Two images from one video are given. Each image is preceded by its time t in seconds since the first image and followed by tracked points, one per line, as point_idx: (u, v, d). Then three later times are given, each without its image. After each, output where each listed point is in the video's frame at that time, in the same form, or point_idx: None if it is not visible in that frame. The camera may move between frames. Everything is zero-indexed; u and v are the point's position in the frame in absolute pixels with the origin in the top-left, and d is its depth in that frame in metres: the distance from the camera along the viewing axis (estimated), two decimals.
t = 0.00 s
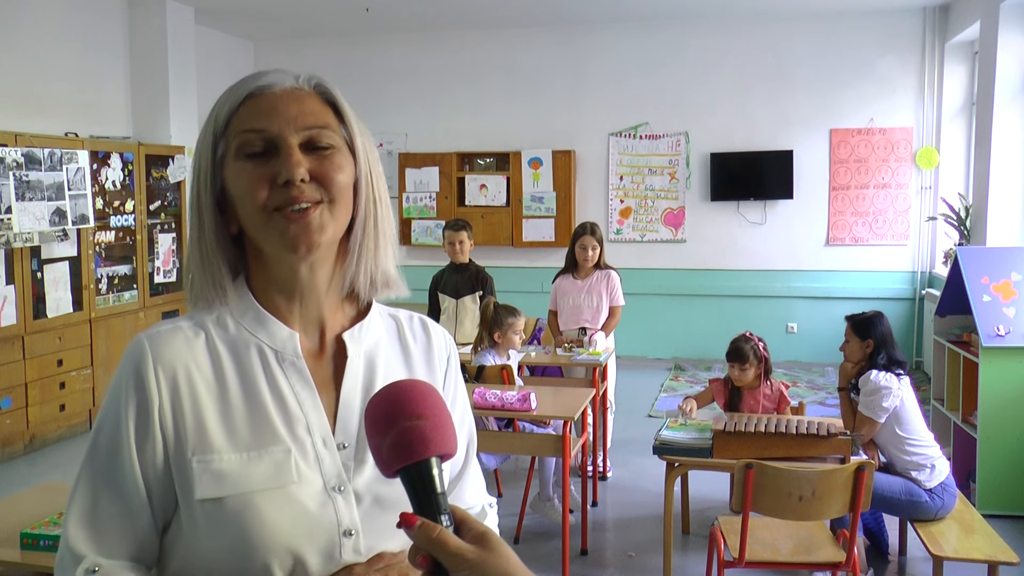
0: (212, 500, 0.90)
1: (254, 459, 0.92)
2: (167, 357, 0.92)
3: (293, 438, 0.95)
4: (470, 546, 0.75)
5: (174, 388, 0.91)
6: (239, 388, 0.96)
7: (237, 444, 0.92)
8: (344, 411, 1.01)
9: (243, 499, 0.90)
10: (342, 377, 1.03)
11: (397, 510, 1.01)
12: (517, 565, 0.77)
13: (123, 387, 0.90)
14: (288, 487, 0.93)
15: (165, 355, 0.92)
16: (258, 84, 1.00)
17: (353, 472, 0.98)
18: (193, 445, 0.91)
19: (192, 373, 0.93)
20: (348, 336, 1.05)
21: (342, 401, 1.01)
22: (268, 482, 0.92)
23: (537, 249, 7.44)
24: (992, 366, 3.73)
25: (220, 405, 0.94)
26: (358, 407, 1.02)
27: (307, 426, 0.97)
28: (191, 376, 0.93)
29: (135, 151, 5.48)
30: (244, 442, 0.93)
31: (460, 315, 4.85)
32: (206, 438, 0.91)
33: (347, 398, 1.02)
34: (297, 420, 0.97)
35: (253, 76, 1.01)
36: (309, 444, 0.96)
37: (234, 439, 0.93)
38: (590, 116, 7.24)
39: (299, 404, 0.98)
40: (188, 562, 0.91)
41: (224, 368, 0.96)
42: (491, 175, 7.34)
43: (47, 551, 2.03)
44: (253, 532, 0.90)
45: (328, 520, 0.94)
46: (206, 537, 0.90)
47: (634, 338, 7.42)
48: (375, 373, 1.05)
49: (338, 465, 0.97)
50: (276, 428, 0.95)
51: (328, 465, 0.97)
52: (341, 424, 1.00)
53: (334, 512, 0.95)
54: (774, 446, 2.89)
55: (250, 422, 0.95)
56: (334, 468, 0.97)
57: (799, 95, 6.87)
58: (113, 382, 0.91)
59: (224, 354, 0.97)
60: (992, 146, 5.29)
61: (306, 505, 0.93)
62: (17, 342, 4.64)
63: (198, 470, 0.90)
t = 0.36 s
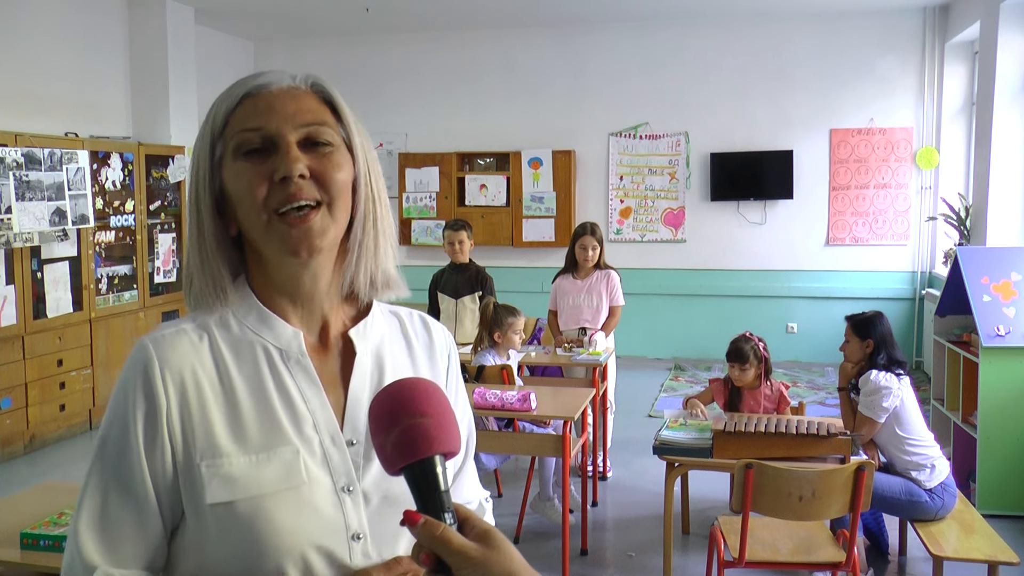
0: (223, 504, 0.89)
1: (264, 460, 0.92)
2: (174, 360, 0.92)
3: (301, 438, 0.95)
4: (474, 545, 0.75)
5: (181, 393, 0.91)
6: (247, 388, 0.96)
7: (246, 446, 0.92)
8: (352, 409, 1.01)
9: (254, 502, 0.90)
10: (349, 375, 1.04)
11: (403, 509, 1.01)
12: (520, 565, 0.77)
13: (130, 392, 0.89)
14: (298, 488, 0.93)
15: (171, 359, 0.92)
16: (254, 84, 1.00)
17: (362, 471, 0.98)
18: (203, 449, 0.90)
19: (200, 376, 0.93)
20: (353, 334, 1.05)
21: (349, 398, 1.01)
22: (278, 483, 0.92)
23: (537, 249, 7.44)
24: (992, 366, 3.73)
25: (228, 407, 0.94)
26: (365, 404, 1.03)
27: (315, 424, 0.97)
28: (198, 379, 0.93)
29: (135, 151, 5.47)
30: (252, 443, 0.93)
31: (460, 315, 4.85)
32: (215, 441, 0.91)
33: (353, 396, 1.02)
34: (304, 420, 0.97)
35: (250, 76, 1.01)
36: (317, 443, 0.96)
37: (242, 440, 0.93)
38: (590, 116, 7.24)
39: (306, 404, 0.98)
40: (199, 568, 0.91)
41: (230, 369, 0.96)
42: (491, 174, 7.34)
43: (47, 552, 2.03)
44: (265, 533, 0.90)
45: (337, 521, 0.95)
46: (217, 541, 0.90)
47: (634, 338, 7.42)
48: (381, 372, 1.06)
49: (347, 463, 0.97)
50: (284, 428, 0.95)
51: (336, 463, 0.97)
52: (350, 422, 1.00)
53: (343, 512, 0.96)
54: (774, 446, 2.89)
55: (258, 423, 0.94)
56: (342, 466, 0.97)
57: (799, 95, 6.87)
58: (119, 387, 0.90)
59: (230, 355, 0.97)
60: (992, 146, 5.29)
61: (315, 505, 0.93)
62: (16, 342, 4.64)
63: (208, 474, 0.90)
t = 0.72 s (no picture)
0: (222, 498, 0.89)
1: (264, 454, 0.92)
2: (172, 356, 0.92)
3: (301, 431, 0.95)
4: (476, 543, 0.75)
5: (180, 388, 0.91)
6: (246, 382, 0.96)
7: (245, 440, 0.92)
8: (353, 403, 1.01)
9: (253, 496, 0.90)
10: (349, 370, 1.04)
11: (404, 503, 1.01)
12: (522, 563, 0.76)
13: (127, 389, 0.89)
14: (298, 481, 0.92)
15: (169, 355, 0.91)
16: (246, 88, 1.00)
17: (362, 465, 0.98)
18: (201, 443, 0.90)
19: (198, 371, 0.93)
20: (354, 328, 1.06)
21: (350, 393, 1.01)
22: (277, 477, 0.91)
23: (537, 249, 7.44)
24: (993, 366, 3.73)
25: (227, 402, 0.94)
26: (367, 398, 1.02)
27: (315, 418, 0.97)
28: (197, 375, 0.93)
29: (135, 151, 5.47)
30: (251, 437, 0.93)
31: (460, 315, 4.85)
32: (214, 436, 0.91)
33: (354, 391, 1.02)
34: (305, 414, 0.97)
35: (242, 80, 1.01)
36: (318, 436, 0.96)
37: (242, 435, 0.93)
38: (590, 116, 7.24)
39: (306, 397, 0.98)
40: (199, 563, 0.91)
41: (229, 364, 0.96)
42: (491, 174, 7.34)
43: (47, 552, 2.03)
44: (265, 527, 0.90)
45: (336, 514, 0.95)
46: (217, 535, 0.90)
47: (634, 338, 7.42)
48: (382, 366, 1.06)
49: (348, 456, 0.97)
50: (284, 422, 0.95)
51: (337, 456, 0.97)
52: (350, 416, 1.00)
53: (343, 506, 0.95)
54: (774, 446, 2.89)
55: (257, 418, 0.94)
56: (343, 460, 0.97)
57: (799, 95, 6.87)
58: (117, 385, 0.90)
59: (229, 350, 0.97)
60: (992, 146, 5.29)
61: (315, 499, 0.93)
62: (16, 342, 4.64)
63: (207, 468, 0.89)
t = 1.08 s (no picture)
0: (220, 500, 0.89)
1: (264, 456, 0.92)
2: (172, 357, 0.92)
3: (302, 434, 0.95)
4: (479, 544, 0.75)
5: (179, 390, 0.91)
6: (248, 383, 0.96)
7: (245, 442, 0.92)
8: (356, 405, 1.01)
9: (251, 498, 0.90)
10: (352, 372, 1.04)
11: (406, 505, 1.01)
12: (525, 564, 0.76)
13: (126, 391, 0.89)
14: (298, 484, 0.92)
15: (170, 356, 0.92)
16: (250, 89, 1.00)
17: (364, 467, 0.98)
18: (201, 446, 0.90)
19: (198, 372, 0.93)
20: (357, 330, 1.05)
21: (354, 396, 1.01)
22: (277, 479, 0.92)
23: (537, 249, 7.44)
24: (993, 366, 3.73)
25: (227, 403, 0.94)
26: (370, 400, 1.02)
27: (316, 420, 0.97)
28: (197, 377, 0.93)
29: (135, 151, 5.47)
30: (251, 439, 0.93)
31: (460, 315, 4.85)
32: (214, 437, 0.91)
33: (357, 394, 1.02)
34: (306, 416, 0.97)
35: (246, 81, 1.01)
36: (318, 439, 0.96)
37: (242, 437, 0.93)
38: (589, 116, 7.24)
39: (308, 399, 0.98)
40: (196, 563, 0.91)
41: (231, 365, 0.96)
42: (491, 175, 7.34)
43: (47, 552, 2.03)
44: (265, 529, 0.90)
45: (338, 517, 0.94)
46: (215, 537, 0.90)
47: (634, 338, 7.42)
48: (385, 368, 1.06)
49: (350, 459, 0.97)
50: (284, 424, 0.95)
51: (338, 459, 0.97)
52: (352, 418, 0.99)
53: (345, 508, 0.95)
54: (774, 446, 2.89)
55: (257, 420, 0.94)
56: (344, 462, 0.97)
57: (799, 95, 6.86)
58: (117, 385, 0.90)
59: (230, 352, 0.97)
60: (992, 146, 5.29)
61: (315, 501, 0.93)
62: (16, 342, 4.64)
63: (206, 470, 0.89)
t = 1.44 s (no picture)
0: (221, 498, 0.89)
1: (265, 456, 0.92)
2: (171, 355, 0.92)
3: (303, 433, 0.95)
4: (480, 544, 0.75)
5: (178, 389, 0.91)
6: (248, 383, 0.96)
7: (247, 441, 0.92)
8: (359, 405, 1.01)
9: (253, 497, 0.90)
10: (354, 373, 1.04)
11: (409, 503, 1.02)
12: (526, 564, 0.76)
13: (126, 389, 0.89)
14: (299, 483, 0.92)
15: (169, 354, 0.92)
16: (254, 88, 1.00)
17: (366, 467, 0.98)
18: (201, 444, 0.90)
19: (197, 371, 0.93)
20: (360, 330, 1.06)
21: (357, 397, 1.01)
22: (279, 478, 0.92)
23: (537, 249, 7.44)
24: (993, 366, 3.73)
25: (228, 402, 0.94)
26: (373, 400, 1.02)
27: (318, 420, 0.97)
28: (197, 376, 0.93)
29: (135, 151, 5.47)
30: (252, 438, 0.93)
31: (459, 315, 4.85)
32: (215, 436, 0.91)
33: (360, 394, 1.02)
34: (308, 416, 0.97)
35: (250, 79, 1.01)
36: (320, 439, 0.96)
37: (242, 436, 0.93)
38: (589, 116, 7.24)
39: (309, 398, 0.98)
40: (195, 561, 0.91)
41: (231, 364, 0.96)
42: (491, 175, 7.34)
43: (47, 552, 2.03)
44: (267, 528, 0.90)
45: (341, 516, 0.94)
46: (214, 535, 0.90)
47: (634, 338, 7.42)
48: (388, 369, 1.06)
49: (352, 458, 0.97)
50: (285, 424, 0.95)
51: (341, 458, 0.97)
52: (355, 418, 1.00)
53: (348, 507, 0.95)
54: (774, 446, 2.89)
55: (258, 419, 0.94)
56: (347, 461, 0.97)
57: (799, 95, 6.86)
58: (115, 384, 0.90)
59: (231, 351, 0.97)
60: (992, 146, 5.29)
61: (318, 500, 0.93)
62: (17, 342, 4.64)
63: (207, 469, 0.89)
